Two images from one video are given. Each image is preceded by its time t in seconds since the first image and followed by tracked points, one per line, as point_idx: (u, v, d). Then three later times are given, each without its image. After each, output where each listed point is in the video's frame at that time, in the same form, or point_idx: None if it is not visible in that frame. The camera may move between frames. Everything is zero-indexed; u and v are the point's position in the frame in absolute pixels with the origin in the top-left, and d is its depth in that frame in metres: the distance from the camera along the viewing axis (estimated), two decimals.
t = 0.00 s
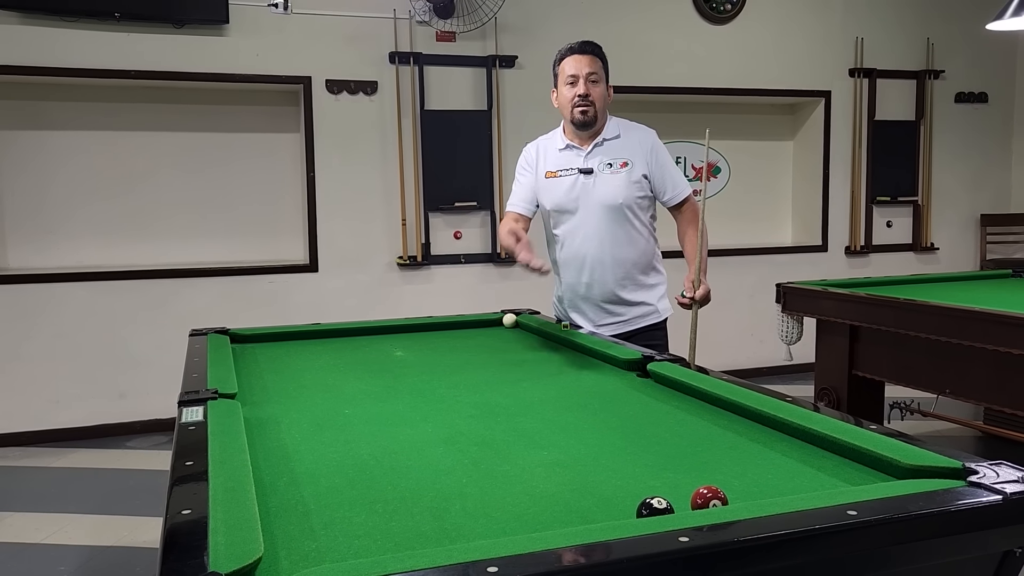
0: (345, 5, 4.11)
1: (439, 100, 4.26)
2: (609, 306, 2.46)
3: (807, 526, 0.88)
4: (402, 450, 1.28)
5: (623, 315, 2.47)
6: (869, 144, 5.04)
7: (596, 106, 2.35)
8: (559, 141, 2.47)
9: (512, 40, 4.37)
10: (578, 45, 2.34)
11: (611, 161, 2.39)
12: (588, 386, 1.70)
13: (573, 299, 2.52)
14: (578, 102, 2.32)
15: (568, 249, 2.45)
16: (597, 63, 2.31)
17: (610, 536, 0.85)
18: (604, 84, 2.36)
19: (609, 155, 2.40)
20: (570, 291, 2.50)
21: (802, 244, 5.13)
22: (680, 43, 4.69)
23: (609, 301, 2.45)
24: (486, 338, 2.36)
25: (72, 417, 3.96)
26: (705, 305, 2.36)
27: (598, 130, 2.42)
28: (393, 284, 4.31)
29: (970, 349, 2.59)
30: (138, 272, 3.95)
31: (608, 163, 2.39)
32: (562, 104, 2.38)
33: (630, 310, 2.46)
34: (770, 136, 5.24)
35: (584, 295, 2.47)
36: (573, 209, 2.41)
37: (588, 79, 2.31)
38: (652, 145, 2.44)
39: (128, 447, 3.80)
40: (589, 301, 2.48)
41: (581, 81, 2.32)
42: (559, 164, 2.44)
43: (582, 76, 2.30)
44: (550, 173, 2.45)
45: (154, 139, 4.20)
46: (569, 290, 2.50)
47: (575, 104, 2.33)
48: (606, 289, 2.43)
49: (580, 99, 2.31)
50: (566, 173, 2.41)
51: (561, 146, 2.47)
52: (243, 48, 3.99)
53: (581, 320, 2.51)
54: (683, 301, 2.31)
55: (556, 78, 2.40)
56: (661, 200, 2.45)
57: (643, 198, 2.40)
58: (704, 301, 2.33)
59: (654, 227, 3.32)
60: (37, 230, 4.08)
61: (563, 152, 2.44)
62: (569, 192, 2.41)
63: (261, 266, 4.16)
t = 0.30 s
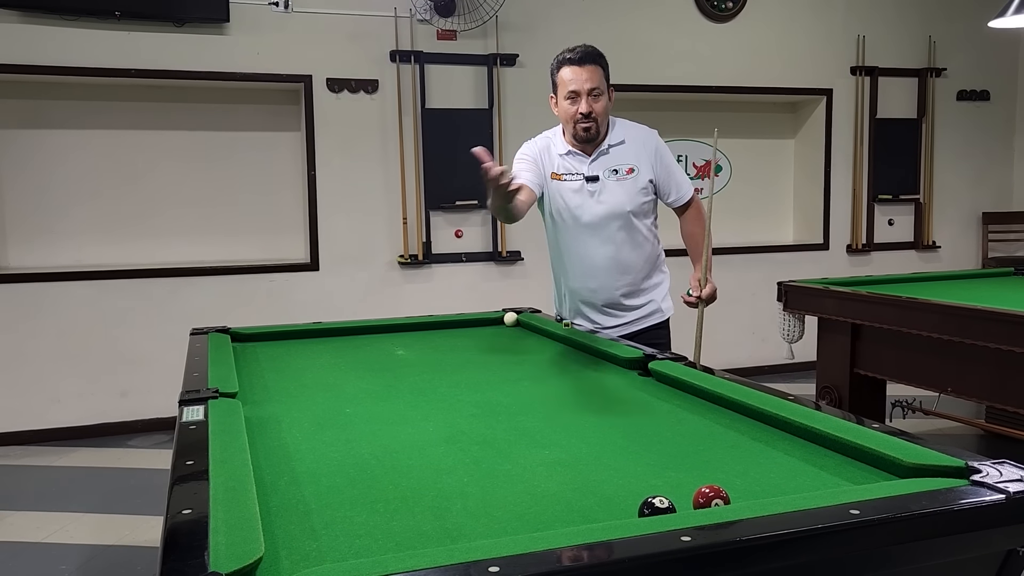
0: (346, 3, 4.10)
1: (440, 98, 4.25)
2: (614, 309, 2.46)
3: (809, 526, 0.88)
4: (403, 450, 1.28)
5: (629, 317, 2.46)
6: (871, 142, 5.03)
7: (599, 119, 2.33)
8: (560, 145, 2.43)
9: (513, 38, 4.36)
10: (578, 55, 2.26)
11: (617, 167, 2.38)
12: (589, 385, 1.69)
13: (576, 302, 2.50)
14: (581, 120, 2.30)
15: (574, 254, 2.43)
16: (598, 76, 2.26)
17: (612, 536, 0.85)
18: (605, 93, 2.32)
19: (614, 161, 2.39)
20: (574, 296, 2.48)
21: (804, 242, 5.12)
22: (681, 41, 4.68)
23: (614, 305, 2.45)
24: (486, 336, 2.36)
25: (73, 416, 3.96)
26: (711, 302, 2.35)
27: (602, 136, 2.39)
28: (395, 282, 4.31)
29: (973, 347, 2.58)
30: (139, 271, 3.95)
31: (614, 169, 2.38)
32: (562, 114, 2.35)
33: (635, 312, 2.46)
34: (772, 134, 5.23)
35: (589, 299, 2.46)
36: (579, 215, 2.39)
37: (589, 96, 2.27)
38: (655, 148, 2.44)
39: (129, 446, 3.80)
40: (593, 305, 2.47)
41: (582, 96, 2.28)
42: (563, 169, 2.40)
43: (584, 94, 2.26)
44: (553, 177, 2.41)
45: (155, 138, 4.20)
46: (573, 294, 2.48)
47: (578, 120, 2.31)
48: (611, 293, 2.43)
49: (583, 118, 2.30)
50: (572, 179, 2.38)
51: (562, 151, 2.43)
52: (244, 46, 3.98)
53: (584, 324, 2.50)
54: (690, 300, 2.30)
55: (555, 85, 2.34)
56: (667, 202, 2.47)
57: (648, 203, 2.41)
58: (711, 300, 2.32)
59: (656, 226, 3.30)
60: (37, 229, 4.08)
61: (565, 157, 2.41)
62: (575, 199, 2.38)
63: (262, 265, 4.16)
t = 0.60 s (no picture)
0: (346, 2, 4.10)
1: (440, 97, 4.25)
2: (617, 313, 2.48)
3: (809, 526, 0.88)
4: (403, 449, 1.27)
5: (631, 320, 2.48)
6: (871, 141, 5.02)
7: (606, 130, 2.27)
8: (565, 154, 2.37)
9: (513, 37, 4.36)
10: (590, 64, 2.20)
11: (622, 178, 2.35)
12: (590, 385, 1.69)
13: (580, 306, 2.52)
14: (589, 131, 2.24)
15: (577, 263, 2.43)
16: (608, 88, 2.20)
17: (612, 536, 0.85)
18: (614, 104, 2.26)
19: (620, 171, 2.35)
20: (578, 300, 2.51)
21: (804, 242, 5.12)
22: (682, 40, 4.67)
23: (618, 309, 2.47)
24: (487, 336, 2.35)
25: (73, 416, 3.96)
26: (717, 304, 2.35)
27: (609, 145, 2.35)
28: (395, 282, 4.31)
29: (974, 346, 2.58)
30: (139, 271, 3.95)
31: (619, 180, 2.35)
32: (568, 123, 2.28)
33: (638, 316, 2.48)
34: (772, 133, 5.23)
35: (593, 304, 2.48)
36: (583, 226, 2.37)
37: (600, 107, 2.21)
38: (662, 155, 2.40)
39: (129, 446, 3.80)
40: (597, 309, 2.49)
41: (591, 107, 2.21)
42: (567, 180, 2.37)
43: (594, 104, 2.20)
44: (556, 189, 2.38)
45: (154, 137, 4.20)
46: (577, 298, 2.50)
47: (585, 132, 2.25)
48: (615, 299, 2.44)
49: (591, 129, 2.23)
50: (576, 191, 2.36)
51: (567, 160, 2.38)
52: (244, 45, 3.98)
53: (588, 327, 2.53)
54: (698, 299, 2.30)
55: (562, 94, 2.27)
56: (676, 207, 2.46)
57: (653, 211, 2.39)
58: (718, 301, 2.32)
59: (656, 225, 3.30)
60: (37, 228, 4.08)
61: (569, 168, 2.37)
62: (580, 211, 2.36)
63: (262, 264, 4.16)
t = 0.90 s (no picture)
0: (346, 2, 4.10)
1: (440, 98, 4.25)
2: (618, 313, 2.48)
3: (809, 527, 0.87)
4: (403, 450, 1.28)
5: (631, 320, 2.48)
6: (871, 141, 5.02)
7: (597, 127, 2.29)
8: (556, 154, 2.41)
9: (514, 37, 4.36)
10: (575, 62, 2.24)
11: (616, 175, 2.36)
12: (589, 386, 1.69)
13: (582, 307, 2.53)
14: (580, 126, 2.26)
15: (575, 261, 2.45)
16: (597, 83, 2.23)
17: (612, 538, 0.85)
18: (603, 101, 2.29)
19: (612, 169, 2.36)
20: (579, 301, 2.52)
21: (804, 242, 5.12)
22: (681, 40, 4.67)
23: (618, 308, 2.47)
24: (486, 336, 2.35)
25: (73, 416, 3.95)
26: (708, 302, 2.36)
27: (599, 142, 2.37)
28: (395, 282, 4.30)
29: (974, 347, 2.58)
30: (138, 271, 3.94)
31: (612, 177, 2.36)
32: (559, 122, 2.31)
33: (639, 316, 2.47)
34: (772, 133, 5.23)
35: (594, 304, 2.49)
36: (578, 225, 2.40)
37: (588, 101, 2.23)
38: (655, 151, 2.40)
39: (129, 446, 3.80)
40: (597, 309, 2.50)
41: (580, 103, 2.24)
42: (560, 180, 2.41)
43: (581, 98, 2.22)
44: (550, 191, 2.42)
45: (154, 137, 4.20)
46: (577, 299, 2.51)
47: (576, 127, 2.27)
48: (614, 298, 2.45)
49: (580, 124, 2.25)
50: (569, 190, 2.39)
51: (558, 160, 2.41)
52: (244, 45, 3.98)
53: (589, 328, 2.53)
54: (686, 299, 2.30)
55: (552, 92, 2.30)
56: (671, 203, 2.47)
57: (648, 208, 2.39)
58: (707, 300, 2.33)
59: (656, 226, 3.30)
60: (36, 228, 4.07)
61: (561, 168, 2.40)
62: (574, 210, 2.39)
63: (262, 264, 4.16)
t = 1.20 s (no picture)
0: (346, 3, 4.10)
1: (440, 98, 4.24)
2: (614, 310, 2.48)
3: (809, 529, 0.87)
4: (403, 451, 1.27)
5: (629, 317, 2.48)
6: (872, 141, 5.01)
7: (590, 114, 2.35)
8: (550, 148, 2.45)
9: (514, 38, 4.36)
10: (567, 54, 2.35)
11: (608, 168, 2.38)
12: (589, 386, 1.69)
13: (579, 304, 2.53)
14: (572, 111, 2.32)
15: (570, 256, 2.47)
16: (587, 71, 2.32)
17: (611, 539, 0.85)
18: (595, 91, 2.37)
19: (604, 162, 2.38)
20: (576, 297, 2.52)
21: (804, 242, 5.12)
22: (681, 40, 4.67)
23: (614, 305, 2.47)
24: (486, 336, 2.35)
25: (73, 417, 3.95)
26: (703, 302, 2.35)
27: (592, 137, 2.41)
28: (396, 282, 4.30)
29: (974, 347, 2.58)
30: (138, 271, 3.94)
31: (604, 170, 2.38)
32: (554, 113, 2.37)
33: (635, 312, 2.47)
34: (772, 134, 5.23)
35: (590, 300, 2.49)
36: (572, 218, 2.41)
37: (580, 87, 2.31)
38: (648, 146, 2.42)
39: (129, 446, 3.80)
40: (594, 306, 2.50)
41: (572, 89, 2.32)
42: (554, 174, 2.44)
43: (574, 84, 2.30)
44: (545, 185, 2.46)
45: (154, 138, 4.20)
46: (574, 295, 2.52)
47: (568, 113, 2.33)
48: (609, 294, 2.45)
49: (574, 108, 2.32)
50: (563, 183, 2.42)
51: (552, 154, 2.45)
52: (244, 45, 3.98)
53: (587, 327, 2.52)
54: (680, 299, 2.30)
55: (545, 86, 2.39)
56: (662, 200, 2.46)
57: (642, 202, 2.40)
58: (702, 300, 2.32)
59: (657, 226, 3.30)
60: (36, 228, 4.07)
61: (555, 162, 2.44)
62: (567, 203, 2.41)
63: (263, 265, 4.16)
